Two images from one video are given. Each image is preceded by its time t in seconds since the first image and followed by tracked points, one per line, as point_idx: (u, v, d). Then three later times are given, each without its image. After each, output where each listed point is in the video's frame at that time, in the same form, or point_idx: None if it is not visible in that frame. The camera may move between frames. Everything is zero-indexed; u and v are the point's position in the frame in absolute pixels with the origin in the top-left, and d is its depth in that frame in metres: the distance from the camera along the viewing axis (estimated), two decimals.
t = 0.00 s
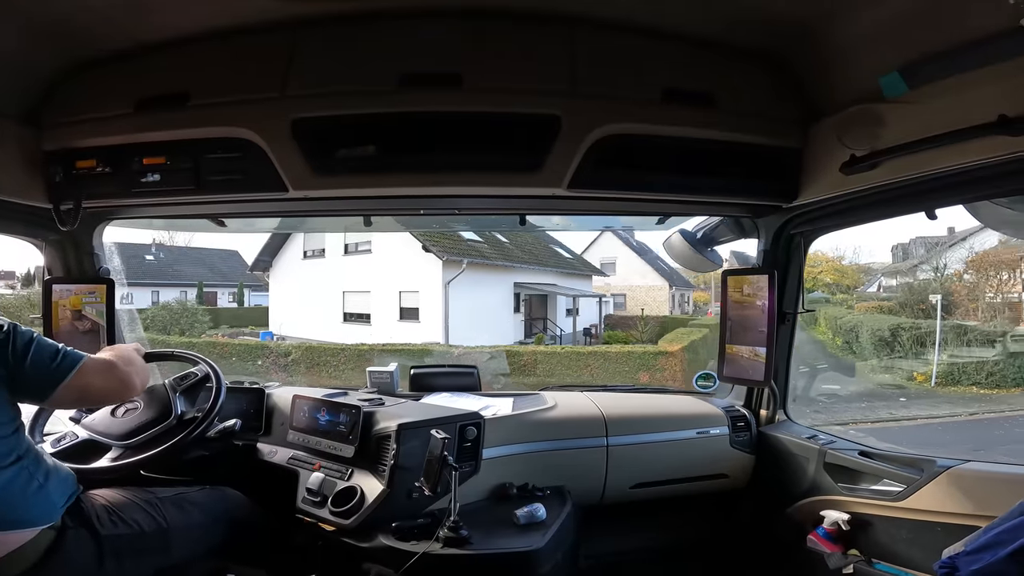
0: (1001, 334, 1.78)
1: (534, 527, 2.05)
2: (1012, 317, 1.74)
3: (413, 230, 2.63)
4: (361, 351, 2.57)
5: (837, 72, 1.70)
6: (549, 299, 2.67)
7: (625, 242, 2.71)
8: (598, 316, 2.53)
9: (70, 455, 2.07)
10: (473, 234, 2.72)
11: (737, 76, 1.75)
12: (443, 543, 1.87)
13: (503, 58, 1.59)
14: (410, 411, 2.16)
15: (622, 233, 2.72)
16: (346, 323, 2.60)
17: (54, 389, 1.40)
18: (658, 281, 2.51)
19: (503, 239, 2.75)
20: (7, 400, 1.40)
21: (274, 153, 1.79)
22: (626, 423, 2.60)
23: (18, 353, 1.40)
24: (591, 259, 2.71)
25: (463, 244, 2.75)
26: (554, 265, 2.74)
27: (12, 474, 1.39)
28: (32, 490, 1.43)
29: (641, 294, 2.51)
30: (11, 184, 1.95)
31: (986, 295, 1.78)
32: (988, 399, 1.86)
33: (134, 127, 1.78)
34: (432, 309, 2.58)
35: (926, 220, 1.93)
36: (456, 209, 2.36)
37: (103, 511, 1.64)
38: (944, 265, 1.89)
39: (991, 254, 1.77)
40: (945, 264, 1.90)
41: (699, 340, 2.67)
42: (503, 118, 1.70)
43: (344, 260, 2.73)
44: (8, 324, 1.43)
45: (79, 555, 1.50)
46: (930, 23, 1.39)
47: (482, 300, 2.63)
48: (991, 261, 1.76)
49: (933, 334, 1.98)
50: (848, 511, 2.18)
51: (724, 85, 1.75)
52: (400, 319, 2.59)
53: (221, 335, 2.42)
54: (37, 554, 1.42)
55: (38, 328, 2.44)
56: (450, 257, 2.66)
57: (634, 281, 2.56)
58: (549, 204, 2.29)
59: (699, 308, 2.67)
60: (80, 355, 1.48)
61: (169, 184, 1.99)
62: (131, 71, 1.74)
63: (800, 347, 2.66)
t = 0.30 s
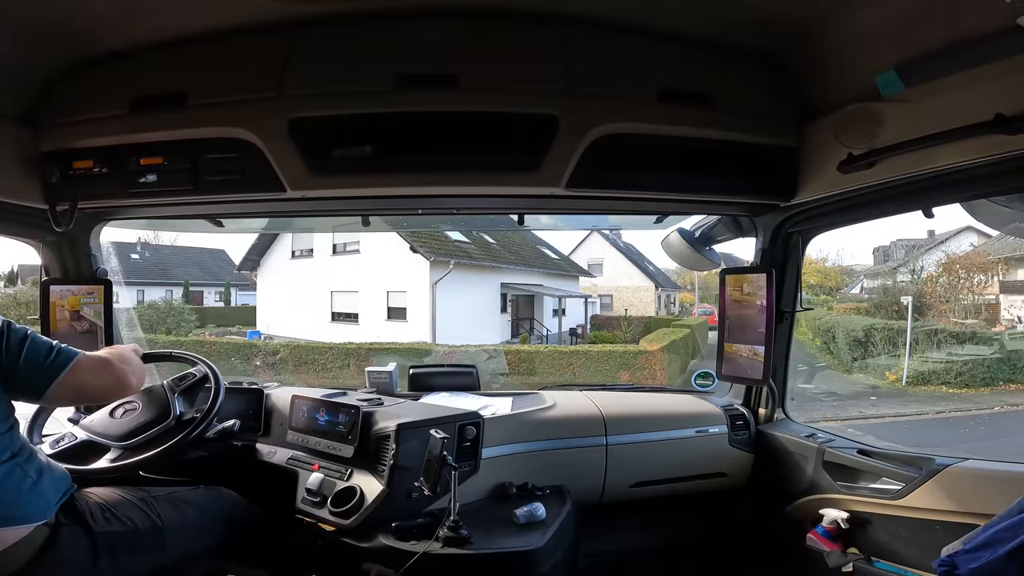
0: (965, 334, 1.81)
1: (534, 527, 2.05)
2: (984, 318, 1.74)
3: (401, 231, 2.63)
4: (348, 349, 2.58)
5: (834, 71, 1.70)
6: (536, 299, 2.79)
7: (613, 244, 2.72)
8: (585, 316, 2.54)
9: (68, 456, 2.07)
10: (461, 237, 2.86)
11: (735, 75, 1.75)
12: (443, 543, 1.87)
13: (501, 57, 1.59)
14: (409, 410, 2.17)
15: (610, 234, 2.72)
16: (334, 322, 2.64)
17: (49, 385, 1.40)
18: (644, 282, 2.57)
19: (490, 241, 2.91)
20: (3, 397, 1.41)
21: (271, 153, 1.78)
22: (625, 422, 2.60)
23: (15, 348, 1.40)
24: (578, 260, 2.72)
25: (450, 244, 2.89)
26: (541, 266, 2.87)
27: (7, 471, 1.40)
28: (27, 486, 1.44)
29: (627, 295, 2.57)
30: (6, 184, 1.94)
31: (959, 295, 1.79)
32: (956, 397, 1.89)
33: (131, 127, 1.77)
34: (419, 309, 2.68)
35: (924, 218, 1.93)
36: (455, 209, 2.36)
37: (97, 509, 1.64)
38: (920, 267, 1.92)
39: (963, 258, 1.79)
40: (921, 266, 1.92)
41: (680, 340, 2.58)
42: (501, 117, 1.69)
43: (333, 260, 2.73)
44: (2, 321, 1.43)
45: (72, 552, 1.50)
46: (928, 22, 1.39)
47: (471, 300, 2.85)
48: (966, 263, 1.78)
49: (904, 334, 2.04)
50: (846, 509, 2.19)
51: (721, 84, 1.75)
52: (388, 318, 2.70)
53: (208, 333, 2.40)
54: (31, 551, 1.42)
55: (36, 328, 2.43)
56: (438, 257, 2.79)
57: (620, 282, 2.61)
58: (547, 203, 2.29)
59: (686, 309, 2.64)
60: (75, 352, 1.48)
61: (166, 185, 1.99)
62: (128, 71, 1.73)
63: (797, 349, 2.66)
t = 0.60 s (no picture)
0: (932, 331, 1.92)
1: (531, 528, 2.05)
2: (962, 316, 1.80)
3: (387, 231, 2.66)
4: (334, 348, 2.56)
5: (834, 74, 1.70)
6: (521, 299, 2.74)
7: (599, 243, 2.70)
8: (570, 316, 2.56)
9: (65, 454, 2.08)
10: (446, 236, 2.80)
11: (735, 77, 1.75)
12: (439, 543, 1.86)
13: (501, 57, 1.59)
14: (408, 410, 2.16)
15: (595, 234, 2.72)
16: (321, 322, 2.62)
17: (34, 372, 1.41)
18: (629, 281, 2.56)
19: (476, 240, 2.86)
20: None
21: (271, 152, 1.78)
22: (623, 424, 2.60)
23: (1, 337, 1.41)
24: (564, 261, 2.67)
25: (436, 245, 2.82)
26: (525, 266, 2.79)
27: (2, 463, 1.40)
28: (24, 478, 1.44)
29: (614, 294, 2.55)
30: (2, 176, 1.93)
31: (936, 296, 1.87)
32: (927, 392, 2.02)
33: (131, 125, 1.78)
34: (404, 308, 2.57)
35: (924, 221, 1.93)
36: (455, 209, 2.36)
37: (97, 506, 1.63)
38: (897, 267, 2.02)
39: (936, 257, 1.89)
40: (898, 265, 2.02)
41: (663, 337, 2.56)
42: (501, 117, 1.69)
43: (320, 261, 2.73)
44: None
45: (72, 548, 1.50)
46: (927, 24, 1.40)
47: (456, 301, 2.71)
48: (941, 262, 1.87)
49: (876, 331, 2.14)
50: (843, 512, 2.19)
51: (721, 86, 1.75)
52: (374, 318, 2.60)
53: (194, 333, 2.41)
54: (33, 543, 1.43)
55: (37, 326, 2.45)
56: (423, 257, 2.70)
57: (606, 281, 2.60)
58: (547, 204, 2.29)
59: (671, 308, 2.62)
60: (61, 343, 1.48)
61: (167, 183, 1.99)
62: (129, 69, 1.74)
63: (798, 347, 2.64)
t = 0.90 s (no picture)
0: (902, 330, 2.03)
1: (531, 527, 2.05)
2: (940, 316, 1.88)
3: (373, 231, 2.64)
4: (322, 347, 2.51)
5: (833, 73, 1.71)
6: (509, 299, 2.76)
7: (586, 244, 2.68)
8: (558, 316, 2.60)
9: (64, 454, 2.07)
10: (434, 237, 2.83)
11: (734, 77, 1.76)
12: (441, 543, 1.86)
13: (500, 57, 1.59)
14: (409, 411, 2.16)
15: (586, 236, 2.71)
16: (308, 321, 2.61)
17: (46, 379, 1.39)
18: (617, 281, 2.64)
19: (464, 241, 2.88)
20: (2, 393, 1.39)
21: (270, 152, 1.78)
22: (624, 423, 2.60)
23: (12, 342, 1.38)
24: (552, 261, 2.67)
25: (424, 245, 2.84)
26: (512, 265, 2.84)
27: (7, 468, 1.39)
28: (27, 483, 1.43)
29: (602, 294, 2.69)
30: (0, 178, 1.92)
31: (917, 295, 1.94)
32: (899, 390, 2.12)
33: (131, 126, 1.77)
34: (393, 307, 2.66)
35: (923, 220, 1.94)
36: (455, 209, 2.36)
37: (100, 508, 1.63)
38: (874, 267, 2.11)
39: (912, 259, 1.97)
40: (876, 266, 2.11)
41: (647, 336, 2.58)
42: (501, 117, 1.69)
43: (309, 261, 2.76)
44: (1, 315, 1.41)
45: (75, 551, 1.49)
46: (926, 24, 1.40)
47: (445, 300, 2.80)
48: (920, 263, 1.93)
49: (851, 331, 2.28)
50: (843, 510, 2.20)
51: (719, 86, 1.75)
52: (362, 317, 2.61)
53: (181, 333, 2.40)
54: (36, 548, 1.42)
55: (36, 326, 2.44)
56: (411, 257, 2.73)
57: (594, 281, 2.70)
58: (548, 204, 2.29)
59: (657, 308, 2.80)
60: (73, 348, 1.47)
61: (167, 184, 1.99)
62: (128, 70, 1.74)
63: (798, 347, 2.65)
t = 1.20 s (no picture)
0: (874, 330, 2.10)
1: (531, 527, 2.05)
2: (919, 317, 1.91)
3: (361, 231, 2.66)
4: (312, 345, 2.49)
5: (833, 73, 1.71)
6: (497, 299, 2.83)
7: (576, 244, 2.74)
8: (544, 315, 2.64)
9: (63, 455, 2.07)
10: (422, 237, 2.82)
11: (733, 77, 1.76)
12: (440, 543, 1.86)
13: (500, 57, 1.59)
14: (408, 411, 2.17)
15: (573, 236, 2.74)
16: (298, 321, 2.59)
17: (42, 385, 1.38)
18: (605, 281, 2.67)
19: (452, 241, 2.86)
20: None
21: (270, 152, 1.78)
22: (623, 423, 2.60)
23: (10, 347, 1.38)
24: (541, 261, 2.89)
25: (412, 245, 2.84)
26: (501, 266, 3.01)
27: (5, 471, 1.39)
28: (25, 486, 1.43)
29: (590, 294, 2.73)
30: None
31: (898, 296, 1.98)
32: (872, 389, 2.19)
33: (130, 126, 1.77)
34: (381, 308, 2.61)
35: (923, 220, 1.94)
36: (455, 209, 2.36)
37: (96, 509, 1.63)
38: (855, 268, 2.21)
39: (885, 261, 2.06)
40: (855, 268, 2.22)
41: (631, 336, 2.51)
42: (500, 117, 1.69)
43: (298, 260, 2.76)
44: None
45: (70, 551, 1.49)
46: (925, 23, 1.40)
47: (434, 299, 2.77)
48: (902, 265, 1.99)
49: (827, 330, 2.40)
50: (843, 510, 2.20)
51: (718, 86, 1.76)
52: (352, 317, 2.59)
53: (169, 332, 2.40)
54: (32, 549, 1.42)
55: (34, 328, 2.41)
56: (399, 257, 2.73)
57: (582, 281, 2.77)
58: (548, 204, 2.29)
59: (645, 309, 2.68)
60: (69, 353, 1.46)
61: (166, 184, 1.99)
62: (128, 71, 1.73)
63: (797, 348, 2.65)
